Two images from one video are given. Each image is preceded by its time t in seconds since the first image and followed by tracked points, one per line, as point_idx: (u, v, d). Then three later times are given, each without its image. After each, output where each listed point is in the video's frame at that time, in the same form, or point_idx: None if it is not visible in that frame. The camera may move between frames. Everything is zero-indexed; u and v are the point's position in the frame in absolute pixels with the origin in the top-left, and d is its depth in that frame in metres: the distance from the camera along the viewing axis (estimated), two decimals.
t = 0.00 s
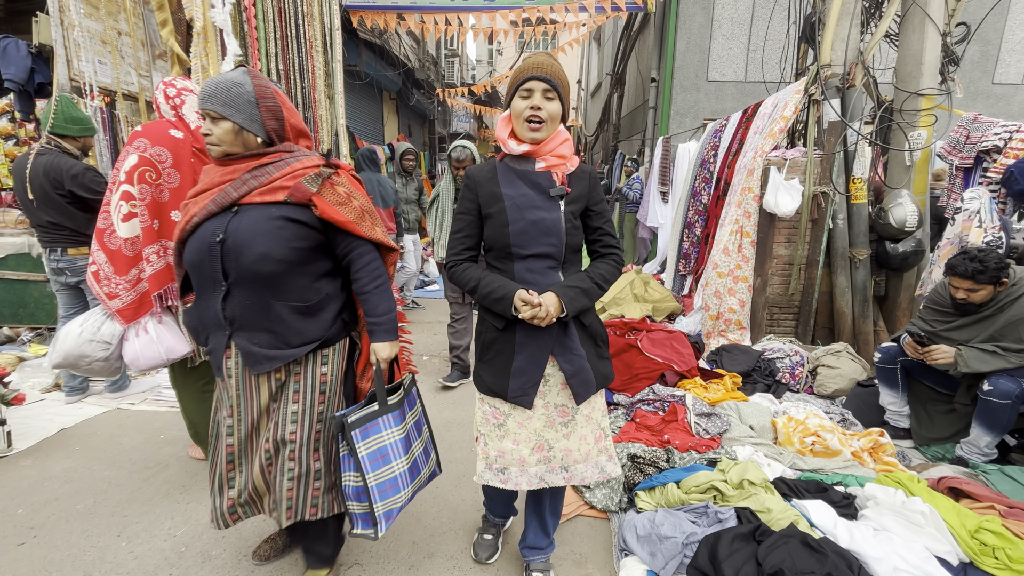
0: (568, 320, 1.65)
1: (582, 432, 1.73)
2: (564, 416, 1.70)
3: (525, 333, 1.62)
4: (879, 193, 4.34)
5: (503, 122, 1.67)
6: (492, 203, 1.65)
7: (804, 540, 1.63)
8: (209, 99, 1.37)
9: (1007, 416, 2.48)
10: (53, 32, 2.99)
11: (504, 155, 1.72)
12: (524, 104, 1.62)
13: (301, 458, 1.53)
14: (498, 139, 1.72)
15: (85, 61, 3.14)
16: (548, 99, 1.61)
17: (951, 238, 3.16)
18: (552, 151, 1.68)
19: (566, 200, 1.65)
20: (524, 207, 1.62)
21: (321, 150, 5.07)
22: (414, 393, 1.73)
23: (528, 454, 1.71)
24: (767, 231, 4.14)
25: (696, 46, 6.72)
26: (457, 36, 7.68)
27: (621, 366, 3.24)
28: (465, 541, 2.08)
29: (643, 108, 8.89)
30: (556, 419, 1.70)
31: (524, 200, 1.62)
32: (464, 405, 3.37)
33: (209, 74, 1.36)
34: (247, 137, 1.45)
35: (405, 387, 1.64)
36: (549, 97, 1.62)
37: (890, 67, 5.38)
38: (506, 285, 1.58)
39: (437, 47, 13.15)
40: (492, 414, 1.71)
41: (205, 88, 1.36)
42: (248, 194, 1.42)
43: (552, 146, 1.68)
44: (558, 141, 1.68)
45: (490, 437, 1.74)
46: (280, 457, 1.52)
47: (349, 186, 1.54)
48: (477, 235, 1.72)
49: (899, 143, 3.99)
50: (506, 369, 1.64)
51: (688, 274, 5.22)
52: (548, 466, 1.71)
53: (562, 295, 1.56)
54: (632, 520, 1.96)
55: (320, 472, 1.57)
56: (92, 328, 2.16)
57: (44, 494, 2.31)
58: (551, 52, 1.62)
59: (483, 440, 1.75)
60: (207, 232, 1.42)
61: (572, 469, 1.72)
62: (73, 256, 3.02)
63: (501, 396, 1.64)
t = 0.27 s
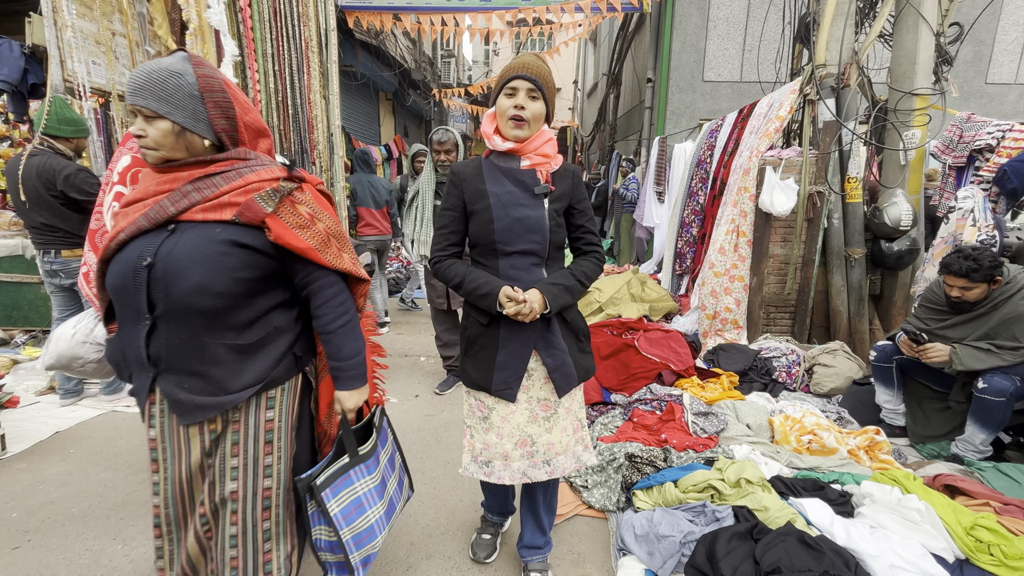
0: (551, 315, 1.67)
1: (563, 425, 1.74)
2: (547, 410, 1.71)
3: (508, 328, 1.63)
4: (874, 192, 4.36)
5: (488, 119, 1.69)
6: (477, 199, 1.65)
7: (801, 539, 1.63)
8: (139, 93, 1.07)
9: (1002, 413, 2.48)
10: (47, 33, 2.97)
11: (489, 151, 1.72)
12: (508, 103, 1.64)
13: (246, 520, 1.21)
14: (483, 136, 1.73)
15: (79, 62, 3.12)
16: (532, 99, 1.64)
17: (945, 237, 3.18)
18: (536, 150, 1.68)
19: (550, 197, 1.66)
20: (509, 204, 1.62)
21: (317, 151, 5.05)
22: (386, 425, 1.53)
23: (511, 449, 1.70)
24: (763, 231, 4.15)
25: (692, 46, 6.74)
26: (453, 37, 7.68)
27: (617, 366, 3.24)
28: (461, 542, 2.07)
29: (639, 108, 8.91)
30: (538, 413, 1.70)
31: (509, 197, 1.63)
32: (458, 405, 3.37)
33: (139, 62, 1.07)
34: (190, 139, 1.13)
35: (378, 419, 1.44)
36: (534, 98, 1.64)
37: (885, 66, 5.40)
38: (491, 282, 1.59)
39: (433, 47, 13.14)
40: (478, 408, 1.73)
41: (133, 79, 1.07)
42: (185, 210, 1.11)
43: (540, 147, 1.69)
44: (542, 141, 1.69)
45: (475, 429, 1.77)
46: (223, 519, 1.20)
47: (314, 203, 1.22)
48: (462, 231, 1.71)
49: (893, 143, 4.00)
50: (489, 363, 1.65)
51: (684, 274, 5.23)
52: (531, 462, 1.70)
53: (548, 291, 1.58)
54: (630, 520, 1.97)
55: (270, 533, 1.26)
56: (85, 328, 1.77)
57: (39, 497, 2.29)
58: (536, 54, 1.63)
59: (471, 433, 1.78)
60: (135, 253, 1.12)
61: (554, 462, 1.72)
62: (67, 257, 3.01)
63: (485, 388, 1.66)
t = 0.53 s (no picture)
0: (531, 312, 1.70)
1: (546, 419, 1.75)
2: (531, 406, 1.72)
3: (491, 324, 1.66)
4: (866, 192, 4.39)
5: (469, 128, 1.70)
6: (459, 199, 1.67)
7: (794, 537, 1.64)
8: (23, 57, 0.85)
9: (993, 410, 2.50)
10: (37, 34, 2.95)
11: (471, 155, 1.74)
12: (490, 116, 1.66)
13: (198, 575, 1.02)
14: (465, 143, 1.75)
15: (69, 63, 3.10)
16: (513, 113, 1.66)
17: (936, 236, 3.22)
18: (519, 155, 1.70)
19: (530, 197, 1.68)
20: (491, 204, 1.65)
21: (312, 152, 5.04)
22: (350, 471, 1.23)
23: (497, 446, 1.70)
24: (756, 230, 4.16)
25: (686, 46, 6.76)
26: (448, 37, 7.67)
27: (612, 366, 3.25)
28: (455, 544, 2.07)
29: (633, 108, 8.93)
30: (523, 410, 1.72)
31: (490, 198, 1.65)
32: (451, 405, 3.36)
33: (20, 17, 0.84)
34: (90, 113, 0.89)
35: (325, 467, 1.14)
36: (515, 112, 1.66)
37: (876, 67, 5.45)
38: (474, 279, 1.61)
39: (428, 48, 13.13)
40: (463, 403, 1.73)
41: (13, 37, 0.84)
42: (87, 203, 0.87)
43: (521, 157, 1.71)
44: (524, 147, 1.71)
45: (458, 428, 1.73)
46: None
47: (258, 196, 0.98)
48: (444, 230, 1.72)
49: (885, 143, 4.03)
50: (472, 359, 1.67)
51: (679, 274, 5.25)
52: (516, 459, 1.70)
53: (529, 289, 1.60)
54: (625, 520, 1.97)
55: None
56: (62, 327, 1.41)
57: (29, 502, 2.27)
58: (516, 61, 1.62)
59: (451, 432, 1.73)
60: (28, 255, 0.88)
61: (537, 457, 1.72)
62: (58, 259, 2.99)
63: (467, 383, 1.68)
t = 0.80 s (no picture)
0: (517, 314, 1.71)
1: (536, 413, 1.76)
2: (518, 400, 1.74)
3: (478, 323, 1.67)
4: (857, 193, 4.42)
5: (451, 124, 1.70)
6: (443, 204, 1.67)
7: (787, 538, 1.64)
8: None
9: (982, 409, 2.52)
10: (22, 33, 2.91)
11: (452, 156, 1.73)
12: (471, 110, 1.66)
13: None
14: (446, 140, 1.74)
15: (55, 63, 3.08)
16: (495, 108, 1.67)
17: (926, 236, 3.25)
18: (499, 155, 1.69)
19: (513, 201, 1.70)
20: (475, 208, 1.65)
21: (304, 154, 5.00)
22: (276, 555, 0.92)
23: (486, 436, 1.74)
24: (748, 231, 4.17)
25: (678, 48, 6.79)
26: (440, 39, 7.65)
27: (605, 367, 3.24)
28: (448, 547, 2.05)
29: (626, 109, 8.96)
30: (510, 403, 1.74)
31: (473, 203, 1.66)
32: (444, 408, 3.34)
33: None
34: None
35: (230, 546, 0.85)
36: (497, 105, 1.68)
37: (866, 69, 5.50)
38: (460, 282, 1.63)
39: (422, 48, 13.09)
40: (452, 398, 1.74)
41: None
42: None
43: (502, 154, 1.70)
44: (504, 146, 1.70)
45: (451, 418, 1.76)
46: None
47: (134, 202, 0.76)
48: (428, 234, 1.73)
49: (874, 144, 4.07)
50: (460, 357, 1.69)
51: (671, 274, 5.26)
52: (509, 451, 1.73)
53: (517, 295, 1.63)
54: (619, 522, 1.96)
55: None
56: None
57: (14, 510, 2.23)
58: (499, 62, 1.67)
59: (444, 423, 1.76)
60: None
61: (531, 451, 1.73)
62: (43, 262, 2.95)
63: (455, 378, 1.70)
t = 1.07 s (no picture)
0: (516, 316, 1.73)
1: (534, 407, 1.78)
2: (517, 396, 1.76)
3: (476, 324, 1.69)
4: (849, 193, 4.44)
5: (441, 124, 1.67)
6: (437, 207, 1.65)
7: (787, 544, 1.62)
8: None
9: (977, 410, 2.52)
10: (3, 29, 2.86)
11: (445, 157, 1.70)
12: (461, 107, 1.63)
13: None
14: (439, 140, 1.70)
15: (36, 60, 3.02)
16: (485, 103, 1.64)
17: (919, 237, 3.27)
18: (491, 153, 1.66)
19: (508, 202, 1.68)
20: (469, 212, 1.64)
21: (295, 153, 4.94)
22: None
23: (484, 431, 1.76)
24: (742, 232, 4.17)
25: (670, 48, 6.79)
26: (432, 38, 7.59)
27: (600, 369, 3.21)
28: (444, 554, 2.02)
29: (619, 109, 8.95)
30: (509, 399, 1.75)
31: (468, 206, 1.64)
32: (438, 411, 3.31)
33: None
34: None
35: None
36: (486, 101, 1.65)
37: (858, 70, 5.52)
38: (453, 287, 1.61)
39: (413, 47, 13.01)
40: (449, 395, 1.76)
41: None
42: None
43: (495, 152, 1.67)
44: (496, 143, 1.67)
45: (449, 416, 1.78)
46: None
47: None
48: (424, 237, 1.72)
49: (867, 145, 4.08)
50: (458, 356, 1.71)
51: (665, 275, 5.25)
52: (505, 443, 1.76)
53: (511, 298, 1.60)
54: (616, 528, 1.94)
55: None
56: None
57: None
58: (489, 58, 1.64)
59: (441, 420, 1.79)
60: None
61: (527, 443, 1.76)
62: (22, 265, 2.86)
63: (453, 378, 1.71)
